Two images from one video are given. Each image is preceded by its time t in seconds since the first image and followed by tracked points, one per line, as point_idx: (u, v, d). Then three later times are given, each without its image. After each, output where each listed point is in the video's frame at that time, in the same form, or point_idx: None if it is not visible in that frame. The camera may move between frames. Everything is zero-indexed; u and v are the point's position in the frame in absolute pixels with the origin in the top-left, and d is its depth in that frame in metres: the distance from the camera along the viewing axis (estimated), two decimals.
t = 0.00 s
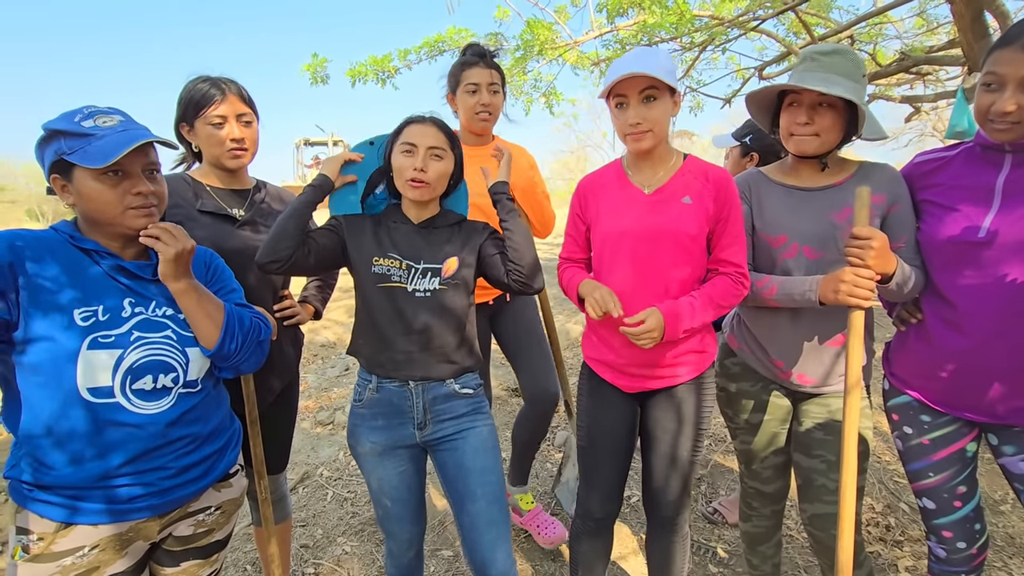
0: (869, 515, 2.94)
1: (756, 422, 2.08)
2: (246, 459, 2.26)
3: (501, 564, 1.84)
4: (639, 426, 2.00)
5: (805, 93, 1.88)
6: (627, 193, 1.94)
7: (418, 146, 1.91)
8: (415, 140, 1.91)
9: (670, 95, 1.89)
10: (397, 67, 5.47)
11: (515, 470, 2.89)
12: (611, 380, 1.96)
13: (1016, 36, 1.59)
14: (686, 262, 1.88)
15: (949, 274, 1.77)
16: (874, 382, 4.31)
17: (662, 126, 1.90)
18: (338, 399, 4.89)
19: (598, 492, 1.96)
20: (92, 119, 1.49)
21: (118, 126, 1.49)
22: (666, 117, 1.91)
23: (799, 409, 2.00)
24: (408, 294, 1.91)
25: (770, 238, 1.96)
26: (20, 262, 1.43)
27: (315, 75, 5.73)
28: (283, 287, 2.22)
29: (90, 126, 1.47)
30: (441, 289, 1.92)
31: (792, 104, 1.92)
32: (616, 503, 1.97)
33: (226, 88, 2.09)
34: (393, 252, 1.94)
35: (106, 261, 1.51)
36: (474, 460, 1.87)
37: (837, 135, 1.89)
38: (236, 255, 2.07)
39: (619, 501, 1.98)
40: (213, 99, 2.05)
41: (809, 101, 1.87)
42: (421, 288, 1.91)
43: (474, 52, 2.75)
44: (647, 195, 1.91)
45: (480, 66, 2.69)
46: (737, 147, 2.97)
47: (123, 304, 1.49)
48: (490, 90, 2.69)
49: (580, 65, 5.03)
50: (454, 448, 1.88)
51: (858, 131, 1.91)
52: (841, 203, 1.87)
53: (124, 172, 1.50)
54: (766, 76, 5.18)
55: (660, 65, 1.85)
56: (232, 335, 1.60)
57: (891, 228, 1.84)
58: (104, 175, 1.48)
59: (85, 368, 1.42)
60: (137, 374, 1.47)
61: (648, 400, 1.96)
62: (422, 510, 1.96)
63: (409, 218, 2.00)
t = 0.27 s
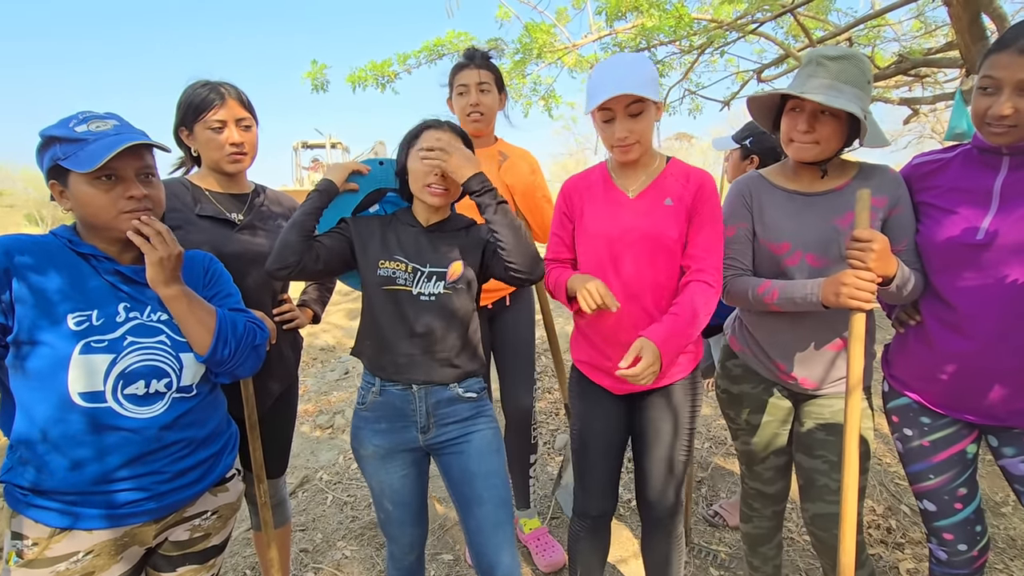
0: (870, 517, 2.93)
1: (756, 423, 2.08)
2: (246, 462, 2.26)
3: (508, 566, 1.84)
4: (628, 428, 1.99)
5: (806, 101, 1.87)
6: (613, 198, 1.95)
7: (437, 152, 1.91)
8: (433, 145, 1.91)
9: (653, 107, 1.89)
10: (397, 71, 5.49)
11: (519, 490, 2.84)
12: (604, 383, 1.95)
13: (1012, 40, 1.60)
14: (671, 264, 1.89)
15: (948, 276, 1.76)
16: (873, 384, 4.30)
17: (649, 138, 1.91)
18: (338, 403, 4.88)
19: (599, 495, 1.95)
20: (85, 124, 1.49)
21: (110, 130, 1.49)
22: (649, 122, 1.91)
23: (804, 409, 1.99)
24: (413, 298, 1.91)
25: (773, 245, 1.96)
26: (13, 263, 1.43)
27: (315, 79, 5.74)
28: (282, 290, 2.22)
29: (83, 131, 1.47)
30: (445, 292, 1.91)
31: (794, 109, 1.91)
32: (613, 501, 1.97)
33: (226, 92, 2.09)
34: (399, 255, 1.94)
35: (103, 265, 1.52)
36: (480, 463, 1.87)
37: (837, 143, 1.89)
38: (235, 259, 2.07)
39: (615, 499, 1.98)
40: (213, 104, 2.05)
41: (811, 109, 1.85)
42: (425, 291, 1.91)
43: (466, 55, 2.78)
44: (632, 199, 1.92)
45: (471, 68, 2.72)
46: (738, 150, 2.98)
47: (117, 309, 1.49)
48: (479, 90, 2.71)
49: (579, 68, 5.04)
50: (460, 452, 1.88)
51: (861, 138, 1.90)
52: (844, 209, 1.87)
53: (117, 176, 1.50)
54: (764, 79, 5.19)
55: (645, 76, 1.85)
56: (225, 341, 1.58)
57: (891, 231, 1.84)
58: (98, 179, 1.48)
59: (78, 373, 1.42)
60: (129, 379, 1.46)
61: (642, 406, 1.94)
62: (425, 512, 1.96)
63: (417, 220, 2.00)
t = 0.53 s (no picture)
0: (867, 517, 2.93)
1: (751, 423, 2.08)
2: (240, 467, 2.24)
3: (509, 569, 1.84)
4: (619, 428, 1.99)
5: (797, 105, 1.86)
6: (601, 202, 1.96)
7: (438, 160, 1.91)
8: (433, 154, 1.91)
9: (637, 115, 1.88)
10: (392, 73, 5.48)
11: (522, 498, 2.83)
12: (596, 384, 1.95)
13: (1009, 39, 1.60)
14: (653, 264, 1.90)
15: (942, 276, 1.76)
16: (869, 384, 4.31)
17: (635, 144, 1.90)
18: (334, 407, 4.86)
19: (594, 497, 1.94)
20: (67, 128, 1.48)
21: (92, 132, 1.48)
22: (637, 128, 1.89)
23: (798, 408, 1.98)
24: (410, 297, 1.90)
25: (766, 248, 1.96)
26: None
27: (310, 82, 5.73)
28: (275, 294, 2.20)
29: (64, 134, 1.46)
30: (443, 289, 1.92)
31: (786, 112, 1.90)
32: (607, 501, 1.96)
33: (218, 95, 2.08)
34: (394, 256, 1.93)
35: (92, 269, 1.51)
36: (479, 467, 1.86)
37: (829, 147, 1.89)
38: (227, 262, 2.06)
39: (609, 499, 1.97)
40: (205, 107, 2.04)
41: (803, 113, 1.85)
42: (422, 290, 1.90)
43: (463, 60, 2.77)
44: (617, 203, 1.93)
45: (467, 74, 2.71)
46: (733, 150, 2.98)
47: (106, 313, 1.48)
48: (473, 96, 2.70)
49: (574, 70, 5.04)
50: (457, 456, 1.87)
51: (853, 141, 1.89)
52: (837, 211, 1.88)
53: (100, 178, 1.49)
54: (759, 80, 5.20)
55: (623, 84, 1.83)
56: (213, 347, 1.56)
57: (883, 232, 1.84)
58: (81, 182, 1.47)
59: (65, 377, 1.41)
60: (116, 384, 1.45)
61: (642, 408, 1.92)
62: (423, 517, 1.95)
63: (415, 223, 2.00)
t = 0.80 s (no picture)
0: (863, 513, 2.94)
1: (746, 421, 2.09)
2: (235, 471, 2.23)
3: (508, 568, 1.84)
4: (615, 428, 2.00)
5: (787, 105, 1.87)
6: (595, 203, 1.96)
7: (422, 159, 1.90)
8: (418, 153, 1.90)
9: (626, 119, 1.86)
10: (385, 73, 5.47)
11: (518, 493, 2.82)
12: (591, 384, 1.95)
13: (997, 37, 1.60)
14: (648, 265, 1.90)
15: (934, 273, 1.77)
16: (863, 380, 4.34)
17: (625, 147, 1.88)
18: (330, 409, 4.85)
19: (592, 497, 1.94)
20: (59, 132, 1.47)
21: (84, 137, 1.47)
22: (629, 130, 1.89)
23: (787, 406, 2.00)
24: (406, 300, 1.90)
25: (758, 247, 1.97)
26: None
27: (301, 74, 5.70)
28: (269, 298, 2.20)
29: (57, 139, 1.45)
30: (439, 293, 1.91)
31: (776, 112, 1.91)
32: (604, 500, 1.96)
33: (210, 97, 2.07)
34: (391, 259, 1.93)
35: (84, 273, 1.50)
36: (476, 467, 1.86)
37: (819, 147, 1.89)
38: (221, 266, 2.05)
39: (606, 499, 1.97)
40: (197, 109, 2.03)
41: (792, 112, 1.86)
42: (418, 293, 1.90)
43: (459, 61, 2.78)
44: (610, 204, 1.94)
45: (462, 76, 2.72)
46: (727, 149, 2.99)
47: (98, 317, 1.48)
48: (469, 98, 2.70)
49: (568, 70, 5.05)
50: (455, 457, 1.87)
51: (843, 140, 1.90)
52: (827, 210, 1.88)
53: (92, 183, 1.48)
54: (751, 79, 5.22)
55: (611, 88, 1.83)
56: (208, 352, 1.55)
57: (875, 231, 1.85)
58: (73, 187, 1.46)
59: (57, 383, 1.40)
60: (109, 389, 1.44)
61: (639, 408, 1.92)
62: (420, 518, 1.95)
63: (409, 226, 1.99)
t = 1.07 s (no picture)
0: (859, 512, 2.95)
1: (742, 421, 2.09)
2: (232, 471, 2.23)
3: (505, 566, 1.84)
4: (613, 429, 2.00)
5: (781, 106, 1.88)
6: (595, 203, 1.96)
7: (407, 154, 1.90)
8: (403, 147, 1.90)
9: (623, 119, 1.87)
10: (383, 71, 5.47)
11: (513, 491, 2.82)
12: (589, 384, 1.95)
13: (992, 38, 1.61)
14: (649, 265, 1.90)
15: (931, 273, 1.78)
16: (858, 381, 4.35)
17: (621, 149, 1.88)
18: (327, 409, 4.84)
19: (589, 496, 1.95)
20: (57, 130, 1.47)
21: (82, 135, 1.46)
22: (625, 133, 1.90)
23: (782, 406, 2.00)
24: (400, 303, 1.89)
25: (753, 247, 1.97)
26: None
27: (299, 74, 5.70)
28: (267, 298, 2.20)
29: (54, 137, 1.45)
30: (432, 297, 1.90)
31: (771, 113, 1.92)
32: (603, 500, 1.96)
33: (208, 96, 2.07)
34: (386, 260, 1.92)
35: (79, 270, 1.50)
36: (472, 464, 1.86)
37: (814, 148, 1.90)
38: (217, 264, 2.04)
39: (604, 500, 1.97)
40: (195, 107, 2.03)
41: (787, 114, 1.86)
42: (412, 296, 1.90)
43: (464, 61, 2.78)
44: (611, 205, 1.93)
45: (467, 74, 2.72)
46: (725, 150, 2.99)
47: (92, 315, 1.47)
48: (473, 96, 2.70)
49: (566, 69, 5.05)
50: (451, 455, 1.87)
51: (837, 141, 1.90)
52: (821, 210, 1.89)
53: (90, 182, 1.48)
54: (749, 80, 5.24)
55: (605, 91, 1.84)
56: (202, 349, 1.55)
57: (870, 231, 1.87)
58: (71, 186, 1.46)
59: (51, 381, 1.39)
60: (103, 387, 1.44)
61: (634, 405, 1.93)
62: (416, 516, 1.94)
63: (400, 224, 1.99)
